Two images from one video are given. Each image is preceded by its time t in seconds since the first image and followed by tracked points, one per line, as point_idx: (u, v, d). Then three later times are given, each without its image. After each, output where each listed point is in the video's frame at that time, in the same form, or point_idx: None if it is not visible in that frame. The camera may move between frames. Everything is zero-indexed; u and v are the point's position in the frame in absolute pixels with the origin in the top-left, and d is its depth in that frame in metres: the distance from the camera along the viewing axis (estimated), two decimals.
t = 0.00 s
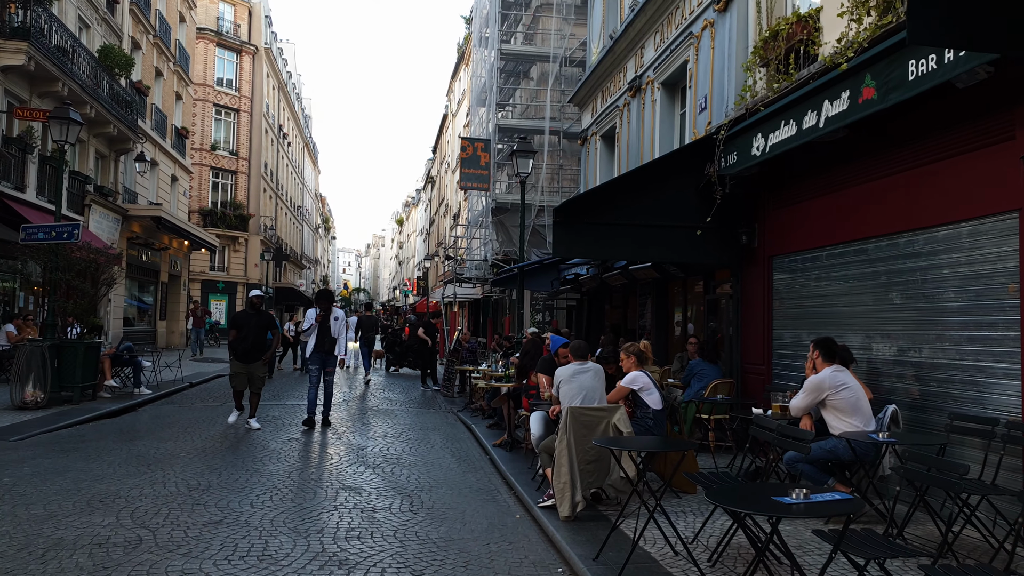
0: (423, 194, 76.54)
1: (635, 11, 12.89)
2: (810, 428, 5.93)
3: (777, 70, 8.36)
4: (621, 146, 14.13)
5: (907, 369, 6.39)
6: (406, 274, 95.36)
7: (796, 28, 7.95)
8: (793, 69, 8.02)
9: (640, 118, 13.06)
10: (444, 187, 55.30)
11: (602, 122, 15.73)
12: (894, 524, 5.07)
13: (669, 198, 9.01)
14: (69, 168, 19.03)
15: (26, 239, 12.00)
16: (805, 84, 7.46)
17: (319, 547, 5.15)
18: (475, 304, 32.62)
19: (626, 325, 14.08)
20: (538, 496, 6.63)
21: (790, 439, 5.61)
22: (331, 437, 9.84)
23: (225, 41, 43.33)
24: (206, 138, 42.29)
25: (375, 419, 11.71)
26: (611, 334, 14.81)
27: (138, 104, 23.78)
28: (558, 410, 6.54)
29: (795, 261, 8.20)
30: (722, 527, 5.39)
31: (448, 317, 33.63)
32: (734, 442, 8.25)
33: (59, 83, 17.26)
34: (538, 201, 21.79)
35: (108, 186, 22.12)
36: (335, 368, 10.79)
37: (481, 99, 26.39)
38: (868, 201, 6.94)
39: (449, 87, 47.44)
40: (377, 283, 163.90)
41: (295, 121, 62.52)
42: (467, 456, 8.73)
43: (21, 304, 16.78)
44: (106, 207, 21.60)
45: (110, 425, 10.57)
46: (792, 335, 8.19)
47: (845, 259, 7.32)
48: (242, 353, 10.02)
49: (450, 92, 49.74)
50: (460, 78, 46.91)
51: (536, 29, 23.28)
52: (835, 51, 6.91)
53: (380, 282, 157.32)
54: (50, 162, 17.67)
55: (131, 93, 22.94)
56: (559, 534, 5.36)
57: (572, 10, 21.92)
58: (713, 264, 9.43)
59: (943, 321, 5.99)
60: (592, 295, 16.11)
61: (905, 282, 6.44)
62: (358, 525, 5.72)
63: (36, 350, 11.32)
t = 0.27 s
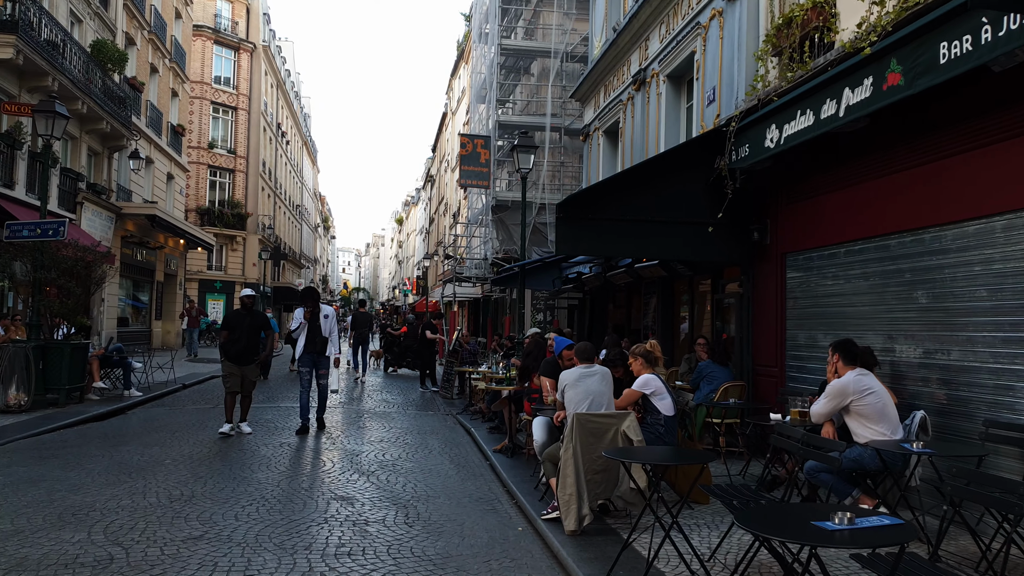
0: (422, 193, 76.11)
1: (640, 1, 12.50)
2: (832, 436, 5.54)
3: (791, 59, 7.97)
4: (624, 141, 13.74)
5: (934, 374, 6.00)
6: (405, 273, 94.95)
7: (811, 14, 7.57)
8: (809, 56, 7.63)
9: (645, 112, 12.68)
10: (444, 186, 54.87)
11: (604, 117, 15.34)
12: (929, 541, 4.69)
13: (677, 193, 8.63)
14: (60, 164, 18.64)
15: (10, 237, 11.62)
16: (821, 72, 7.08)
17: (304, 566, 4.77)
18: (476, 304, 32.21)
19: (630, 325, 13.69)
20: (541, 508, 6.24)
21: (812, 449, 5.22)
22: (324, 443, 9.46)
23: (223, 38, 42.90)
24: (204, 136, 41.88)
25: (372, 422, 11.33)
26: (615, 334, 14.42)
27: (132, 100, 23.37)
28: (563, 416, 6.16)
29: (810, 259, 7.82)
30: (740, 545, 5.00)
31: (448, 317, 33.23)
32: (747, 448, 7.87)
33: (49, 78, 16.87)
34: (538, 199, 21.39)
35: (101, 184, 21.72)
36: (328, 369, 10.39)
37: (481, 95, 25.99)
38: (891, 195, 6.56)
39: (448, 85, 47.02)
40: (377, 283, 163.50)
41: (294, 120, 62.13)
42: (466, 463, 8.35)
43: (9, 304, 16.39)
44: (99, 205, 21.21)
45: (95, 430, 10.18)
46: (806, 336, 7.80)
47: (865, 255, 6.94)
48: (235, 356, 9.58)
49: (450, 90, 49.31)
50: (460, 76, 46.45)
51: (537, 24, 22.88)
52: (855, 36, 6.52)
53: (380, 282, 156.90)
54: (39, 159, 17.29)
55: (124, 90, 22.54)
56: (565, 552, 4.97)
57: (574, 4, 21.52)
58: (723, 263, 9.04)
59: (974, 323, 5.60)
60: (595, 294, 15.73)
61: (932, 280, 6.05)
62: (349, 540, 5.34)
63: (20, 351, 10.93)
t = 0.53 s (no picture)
0: (422, 191, 75.63)
1: None
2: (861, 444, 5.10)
3: (808, 41, 7.54)
4: (628, 134, 13.30)
5: (969, 375, 5.56)
6: (404, 272, 94.46)
7: None
8: (828, 38, 7.20)
9: (650, 103, 12.24)
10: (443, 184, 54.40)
11: (607, 109, 14.91)
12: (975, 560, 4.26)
13: (687, 186, 8.18)
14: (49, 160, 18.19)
15: None
16: (842, 54, 6.65)
17: None
18: (475, 303, 31.75)
19: (634, 324, 13.25)
20: (546, 520, 5.79)
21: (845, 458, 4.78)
22: (316, 447, 9.03)
23: (219, 35, 42.42)
24: (200, 134, 41.41)
25: (367, 425, 10.89)
26: (618, 333, 13.99)
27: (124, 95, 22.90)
28: (569, 422, 5.71)
29: (829, 253, 7.38)
30: (765, 564, 4.57)
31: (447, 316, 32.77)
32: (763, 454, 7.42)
33: (36, 70, 16.42)
34: (539, 195, 20.94)
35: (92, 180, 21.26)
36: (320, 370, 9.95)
37: (481, 90, 25.54)
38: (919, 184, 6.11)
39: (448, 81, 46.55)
40: (376, 282, 163.01)
41: (292, 118, 61.61)
42: (464, 469, 7.91)
43: None
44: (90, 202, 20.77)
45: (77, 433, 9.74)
46: (825, 335, 7.36)
47: (890, 248, 6.49)
48: (224, 358, 9.08)
49: (449, 87, 48.83)
50: (459, 73, 45.98)
51: (537, 17, 22.43)
52: (882, 13, 6.09)
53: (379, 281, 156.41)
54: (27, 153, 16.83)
55: (116, 84, 22.08)
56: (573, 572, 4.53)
57: None
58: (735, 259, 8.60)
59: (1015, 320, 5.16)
60: (598, 292, 15.29)
61: (967, 275, 5.61)
62: (336, 558, 4.90)
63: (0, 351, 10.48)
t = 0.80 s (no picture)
0: (421, 190, 75.26)
1: None
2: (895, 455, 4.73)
3: (827, 28, 7.18)
4: (634, 129, 12.94)
5: (1006, 379, 5.21)
6: (404, 272, 94.09)
7: None
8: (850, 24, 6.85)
9: (657, 97, 11.88)
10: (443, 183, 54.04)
11: (611, 104, 14.55)
12: None
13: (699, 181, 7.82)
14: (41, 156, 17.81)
15: None
16: (866, 40, 6.27)
17: None
18: (475, 302, 31.38)
19: (640, 324, 12.89)
20: (555, 535, 5.43)
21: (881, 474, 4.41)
22: (311, 453, 8.67)
23: (217, 33, 42.03)
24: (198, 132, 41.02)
25: (365, 428, 10.54)
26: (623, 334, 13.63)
27: (120, 91, 22.53)
28: (579, 430, 5.34)
29: (850, 251, 7.02)
30: None
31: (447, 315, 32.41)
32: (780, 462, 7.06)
33: (27, 64, 16.06)
34: (541, 193, 20.57)
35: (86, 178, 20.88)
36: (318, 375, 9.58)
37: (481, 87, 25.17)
38: (951, 177, 5.74)
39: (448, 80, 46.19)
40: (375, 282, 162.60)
41: (291, 117, 61.20)
42: (466, 477, 7.55)
43: None
44: (84, 200, 20.40)
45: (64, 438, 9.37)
46: (846, 337, 7.01)
47: (918, 246, 6.13)
48: (212, 358, 8.70)
49: (449, 85, 48.45)
50: (459, 71, 45.60)
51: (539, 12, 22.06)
52: None
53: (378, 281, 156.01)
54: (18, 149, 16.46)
55: (111, 80, 21.70)
56: None
57: None
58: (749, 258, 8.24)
59: None
60: (602, 291, 14.93)
61: (1004, 274, 5.25)
62: None
63: None
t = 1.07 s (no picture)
0: (421, 189, 74.86)
1: None
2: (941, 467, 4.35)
3: (852, 13, 6.81)
4: (640, 123, 12.57)
5: None
6: (404, 271, 93.68)
7: None
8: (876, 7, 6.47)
9: (665, 90, 11.51)
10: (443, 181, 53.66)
11: (617, 98, 14.18)
12: None
13: (715, 172, 7.45)
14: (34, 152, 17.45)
15: None
16: (897, 23, 5.89)
17: None
18: (476, 301, 31.00)
19: (646, 324, 12.52)
20: (568, 551, 5.05)
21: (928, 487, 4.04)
22: (308, 459, 8.29)
23: (216, 30, 41.66)
24: (196, 130, 40.65)
25: (363, 432, 10.17)
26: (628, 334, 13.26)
27: (115, 87, 22.16)
28: (594, 439, 4.95)
29: (875, 247, 6.64)
30: None
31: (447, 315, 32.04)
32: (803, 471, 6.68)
33: (20, 57, 15.69)
34: (544, 191, 20.20)
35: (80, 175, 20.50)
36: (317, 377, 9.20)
37: (483, 83, 24.80)
38: (991, 167, 5.36)
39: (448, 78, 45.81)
40: (375, 281, 162.18)
41: (290, 116, 60.82)
42: (470, 485, 7.18)
43: None
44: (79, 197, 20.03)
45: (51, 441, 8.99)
46: (872, 338, 6.63)
47: (954, 241, 5.74)
48: (202, 362, 8.33)
49: (449, 84, 48.08)
50: (460, 70, 45.24)
51: (542, 7, 21.69)
52: None
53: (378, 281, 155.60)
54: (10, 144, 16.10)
55: (106, 76, 21.33)
56: None
57: None
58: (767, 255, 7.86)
59: None
60: (607, 290, 14.56)
61: None
62: None
63: None
